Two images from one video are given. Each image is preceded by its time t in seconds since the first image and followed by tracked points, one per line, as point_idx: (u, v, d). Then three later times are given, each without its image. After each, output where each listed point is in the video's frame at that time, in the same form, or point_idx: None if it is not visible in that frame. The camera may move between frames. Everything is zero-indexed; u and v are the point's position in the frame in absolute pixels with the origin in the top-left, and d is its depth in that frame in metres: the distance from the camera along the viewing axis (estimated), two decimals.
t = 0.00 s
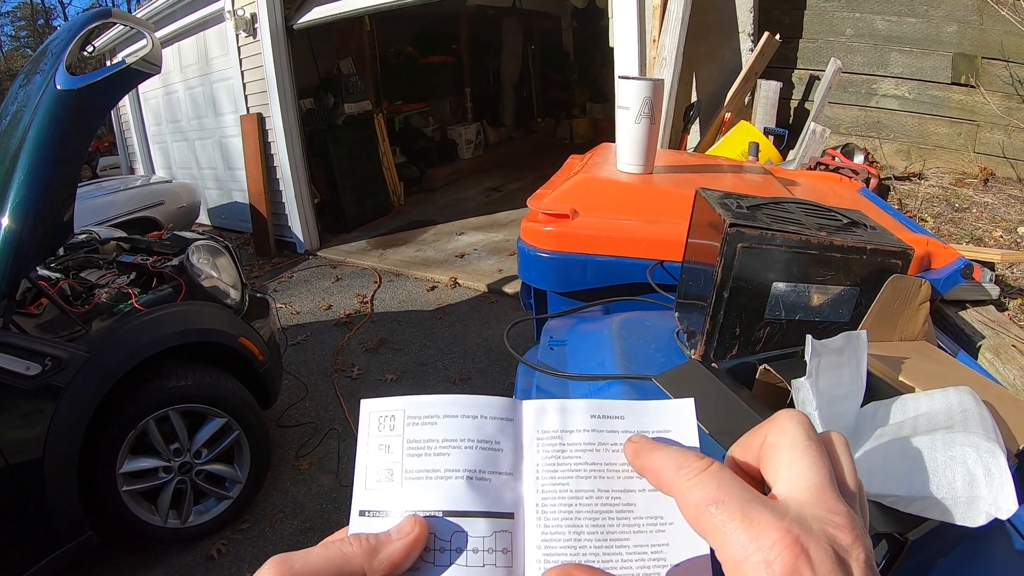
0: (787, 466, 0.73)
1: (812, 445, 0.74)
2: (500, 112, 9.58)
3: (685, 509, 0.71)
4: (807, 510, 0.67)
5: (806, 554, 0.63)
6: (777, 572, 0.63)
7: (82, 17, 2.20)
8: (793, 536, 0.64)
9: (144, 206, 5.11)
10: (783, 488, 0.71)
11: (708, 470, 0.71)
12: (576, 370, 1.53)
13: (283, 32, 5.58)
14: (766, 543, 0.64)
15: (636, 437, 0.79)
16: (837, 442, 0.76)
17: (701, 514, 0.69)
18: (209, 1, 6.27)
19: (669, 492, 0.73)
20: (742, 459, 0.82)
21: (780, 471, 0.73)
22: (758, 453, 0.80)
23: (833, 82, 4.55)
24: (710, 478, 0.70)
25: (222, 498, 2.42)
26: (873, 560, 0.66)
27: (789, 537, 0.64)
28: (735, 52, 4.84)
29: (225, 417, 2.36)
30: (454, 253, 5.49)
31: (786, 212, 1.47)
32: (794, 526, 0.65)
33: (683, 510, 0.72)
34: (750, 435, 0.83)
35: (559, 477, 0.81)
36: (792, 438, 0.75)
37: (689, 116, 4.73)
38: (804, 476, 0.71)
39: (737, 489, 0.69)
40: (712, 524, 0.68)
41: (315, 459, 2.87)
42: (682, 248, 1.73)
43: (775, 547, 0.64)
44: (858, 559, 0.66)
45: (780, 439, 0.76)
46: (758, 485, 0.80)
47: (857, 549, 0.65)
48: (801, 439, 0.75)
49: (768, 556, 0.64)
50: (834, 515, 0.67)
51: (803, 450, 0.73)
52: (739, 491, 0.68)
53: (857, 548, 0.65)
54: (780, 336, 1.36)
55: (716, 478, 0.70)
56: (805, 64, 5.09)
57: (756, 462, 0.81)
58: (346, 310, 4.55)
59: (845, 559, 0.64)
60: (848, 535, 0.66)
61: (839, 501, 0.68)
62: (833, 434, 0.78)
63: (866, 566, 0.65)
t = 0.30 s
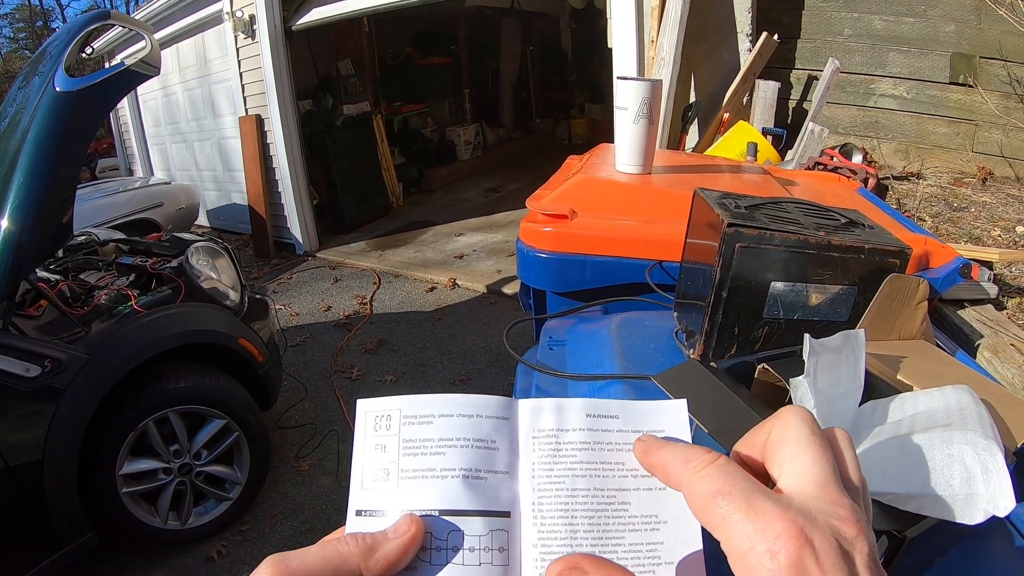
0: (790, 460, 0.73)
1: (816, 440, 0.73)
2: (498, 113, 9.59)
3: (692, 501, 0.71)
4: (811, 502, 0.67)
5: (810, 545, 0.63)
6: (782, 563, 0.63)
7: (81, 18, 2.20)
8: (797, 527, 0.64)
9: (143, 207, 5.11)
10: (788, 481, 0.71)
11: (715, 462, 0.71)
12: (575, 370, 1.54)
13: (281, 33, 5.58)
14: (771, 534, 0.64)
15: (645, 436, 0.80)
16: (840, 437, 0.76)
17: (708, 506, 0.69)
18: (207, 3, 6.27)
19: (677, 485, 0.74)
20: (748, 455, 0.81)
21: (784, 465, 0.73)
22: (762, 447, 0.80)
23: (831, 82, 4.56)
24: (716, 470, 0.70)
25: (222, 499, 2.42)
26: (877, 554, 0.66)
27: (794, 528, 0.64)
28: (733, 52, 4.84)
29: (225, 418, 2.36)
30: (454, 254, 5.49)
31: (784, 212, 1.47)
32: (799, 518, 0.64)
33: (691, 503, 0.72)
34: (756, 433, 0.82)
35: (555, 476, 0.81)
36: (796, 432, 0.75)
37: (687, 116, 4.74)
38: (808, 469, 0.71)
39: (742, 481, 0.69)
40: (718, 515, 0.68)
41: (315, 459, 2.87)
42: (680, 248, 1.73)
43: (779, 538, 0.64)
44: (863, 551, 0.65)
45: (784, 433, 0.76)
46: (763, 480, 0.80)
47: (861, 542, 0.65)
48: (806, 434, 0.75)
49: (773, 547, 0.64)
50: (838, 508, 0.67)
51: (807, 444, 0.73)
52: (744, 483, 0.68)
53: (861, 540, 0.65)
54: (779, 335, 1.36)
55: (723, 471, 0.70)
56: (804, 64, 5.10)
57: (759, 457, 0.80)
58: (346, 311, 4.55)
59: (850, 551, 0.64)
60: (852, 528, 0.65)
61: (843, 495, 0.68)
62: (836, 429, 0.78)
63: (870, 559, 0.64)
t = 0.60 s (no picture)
0: (786, 464, 0.73)
1: (811, 444, 0.74)
2: (498, 113, 9.59)
3: (687, 505, 0.71)
4: (807, 511, 0.67)
5: (807, 556, 0.63)
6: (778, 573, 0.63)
7: (80, 19, 2.20)
8: (794, 537, 0.64)
9: (142, 208, 5.11)
10: (784, 487, 0.71)
11: (712, 466, 0.71)
12: (574, 370, 1.54)
13: (281, 33, 5.58)
14: (767, 543, 0.64)
15: (638, 433, 0.79)
16: (835, 440, 0.77)
17: (703, 511, 0.69)
18: (207, 3, 6.27)
19: (671, 487, 0.74)
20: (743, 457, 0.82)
21: (779, 470, 0.73)
22: (757, 451, 0.80)
23: (830, 81, 4.56)
24: (713, 475, 0.70)
25: (222, 500, 2.42)
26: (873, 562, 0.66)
27: (790, 539, 0.64)
28: (732, 52, 4.85)
29: (224, 419, 2.36)
30: (453, 254, 5.49)
31: (783, 211, 1.47)
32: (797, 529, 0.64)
33: (686, 507, 0.72)
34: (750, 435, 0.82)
35: (557, 478, 0.82)
36: (791, 437, 0.75)
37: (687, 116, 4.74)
38: (804, 475, 0.71)
39: (738, 487, 0.69)
40: (713, 521, 0.68)
41: (314, 460, 2.87)
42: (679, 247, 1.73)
43: (775, 548, 0.63)
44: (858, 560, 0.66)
45: (779, 437, 0.76)
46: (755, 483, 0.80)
47: (857, 550, 0.65)
48: (801, 439, 0.75)
49: (768, 557, 0.63)
50: (835, 516, 0.67)
51: (803, 449, 0.73)
52: (740, 489, 0.68)
53: (857, 550, 0.65)
54: (778, 335, 1.36)
55: (718, 476, 0.70)
56: (803, 64, 5.10)
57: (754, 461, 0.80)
58: (345, 312, 4.55)
59: (845, 561, 0.64)
60: (849, 537, 0.65)
61: (839, 501, 0.68)
62: (832, 433, 0.79)
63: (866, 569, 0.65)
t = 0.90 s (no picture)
0: (740, 480, 0.72)
1: (764, 458, 0.74)
2: (498, 113, 9.59)
3: (636, 534, 0.70)
4: (762, 529, 0.67)
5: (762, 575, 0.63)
6: None
7: (81, 19, 2.20)
8: (747, 557, 0.64)
9: (143, 208, 5.11)
10: (738, 505, 0.71)
11: (656, 493, 0.70)
12: (574, 369, 1.54)
13: (281, 33, 5.58)
14: (720, 567, 0.64)
15: (581, 453, 0.79)
16: (793, 450, 0.77)
17: (654, 540, 0.68)
18: (207, 3, 6.27)
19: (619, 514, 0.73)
20: (699, 476, 0.78)
21: (734, 485, 0.73)
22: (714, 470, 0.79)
23: (831, 80, 4.56)
24: (659, 502, 0.70)
25: (222, 500, 2.42)
26: (836, 569, 0.66)
27: (743, 560, 0.64)
28: (733, 51, 4.85)
29: (225, 419, 2.36)
30: (454, 254, 5.49)
31: (784, 211, 1.47)
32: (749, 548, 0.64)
33: (635, 536, 0.71)
34: (702, 449, 0.79)
35: (561, 479, 0.82)
36: (745, 452, 0.75)
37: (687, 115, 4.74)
38: (758, 491, 0.71)
39: (687, 513, 0.68)
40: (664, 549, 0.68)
41: (315, 459, 2.88)
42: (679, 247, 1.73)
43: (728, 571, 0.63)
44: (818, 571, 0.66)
45: (733, 452, 0.75)
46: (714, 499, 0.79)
47: (816, 563, 0.65)
48: (755, 454, 0.75)
49: None
50: (791, 532, 0.67)
51: (756, 465, 0.73)
52: (687, 515, 0.68)
53: (817, 562, 0.65)
54: (778, 334, 1.36)
55: (665, 503, 0.69)
56: (803, 63, 5.09)
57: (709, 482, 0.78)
58: (346, 311, 4.55)
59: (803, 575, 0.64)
60: (806, 551, 0.66)
61: (795, 515, 0.69)
62: (790, 442, 0.79)
63: None
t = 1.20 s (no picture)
0: (724, 473, 0.72)
1: (748, 451, 0.74)
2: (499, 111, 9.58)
3: (618, 533, 0.70)
4: (744, 522, 0.67)
5: (744, 568, 0.63)
6: None
7: (82, 18, 2.20)
8: (727, 550, 0.64)
9: (143, 207, 5.11)
10: (721, 497, 0.71)
11: (636, 492, 0.71)
12: (576, 368, 1.54)
13: (282, 31, 5.58)
14: (701, 562, 0.64)
15: (561, 450, 0.78)
16: (777, 443, 0.77)
17: (636, 539, 0.68)
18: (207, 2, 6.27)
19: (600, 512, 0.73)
20: (687, 473, 0.78)
21: (717, 478, 0.73)
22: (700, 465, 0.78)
23: (833, 78, 4.55)
24: (638, 500, 0.70)
25: (223, 498, 2.42)
26: (820, 558, 0.67)
27: (723, 553, 0.64)
28: (734, 50, 4.84)
29: (225, 417, 2.36)
30: (454, 252, 5.49)
31: (785, 209, 1.47)
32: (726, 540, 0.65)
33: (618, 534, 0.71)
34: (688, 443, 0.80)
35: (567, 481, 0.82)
36: (729, 445, 0.74)
37: (689, 114, 4.73)
38: (741, 484, 0.71)
39: (669, 510, 0.69)
40: (648, 547, 0.68)
41: (316, 458, 2.88)
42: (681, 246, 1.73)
43: (709, 564, 0.64)
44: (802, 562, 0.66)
45: (716, 445, 0.74)
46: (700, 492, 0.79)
47: (800, 553, 0.66)
48: (738, 446, 0.74)
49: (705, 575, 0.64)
50: (773, 524, 0.67)
51: (740, 458, 0.73)
52: (667, 512, 0.68)
53: (800, 552, 0.66)
54: (779, 333, 1.36)
55: (645, 501, 0.70)
56: (804, 61, 5.09)
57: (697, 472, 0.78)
58: (347, 310, 4.55)
59: (786, 565, 0.64)
60: (788, 542, 0.66)
61: (778, 508, 0.69)
62: (774, 435, 0.79)
63: (814, 568, 0.65)
